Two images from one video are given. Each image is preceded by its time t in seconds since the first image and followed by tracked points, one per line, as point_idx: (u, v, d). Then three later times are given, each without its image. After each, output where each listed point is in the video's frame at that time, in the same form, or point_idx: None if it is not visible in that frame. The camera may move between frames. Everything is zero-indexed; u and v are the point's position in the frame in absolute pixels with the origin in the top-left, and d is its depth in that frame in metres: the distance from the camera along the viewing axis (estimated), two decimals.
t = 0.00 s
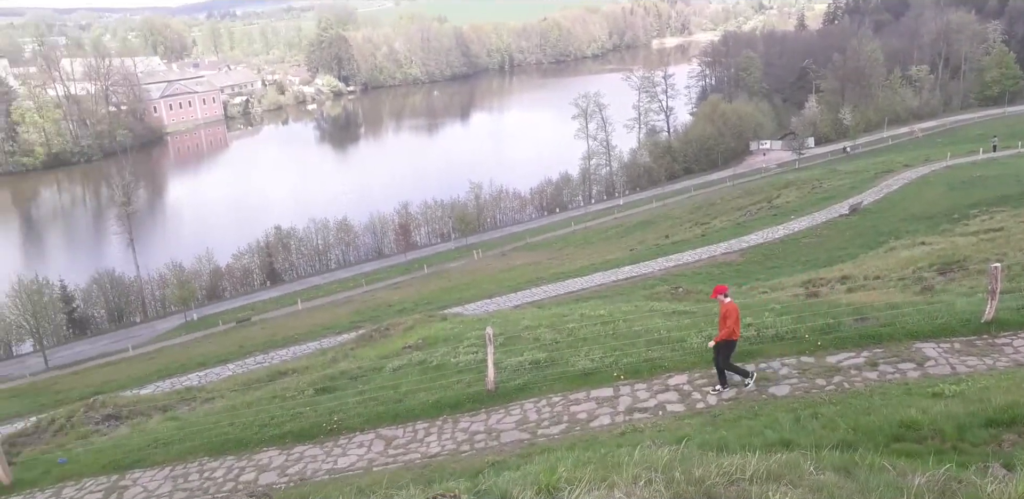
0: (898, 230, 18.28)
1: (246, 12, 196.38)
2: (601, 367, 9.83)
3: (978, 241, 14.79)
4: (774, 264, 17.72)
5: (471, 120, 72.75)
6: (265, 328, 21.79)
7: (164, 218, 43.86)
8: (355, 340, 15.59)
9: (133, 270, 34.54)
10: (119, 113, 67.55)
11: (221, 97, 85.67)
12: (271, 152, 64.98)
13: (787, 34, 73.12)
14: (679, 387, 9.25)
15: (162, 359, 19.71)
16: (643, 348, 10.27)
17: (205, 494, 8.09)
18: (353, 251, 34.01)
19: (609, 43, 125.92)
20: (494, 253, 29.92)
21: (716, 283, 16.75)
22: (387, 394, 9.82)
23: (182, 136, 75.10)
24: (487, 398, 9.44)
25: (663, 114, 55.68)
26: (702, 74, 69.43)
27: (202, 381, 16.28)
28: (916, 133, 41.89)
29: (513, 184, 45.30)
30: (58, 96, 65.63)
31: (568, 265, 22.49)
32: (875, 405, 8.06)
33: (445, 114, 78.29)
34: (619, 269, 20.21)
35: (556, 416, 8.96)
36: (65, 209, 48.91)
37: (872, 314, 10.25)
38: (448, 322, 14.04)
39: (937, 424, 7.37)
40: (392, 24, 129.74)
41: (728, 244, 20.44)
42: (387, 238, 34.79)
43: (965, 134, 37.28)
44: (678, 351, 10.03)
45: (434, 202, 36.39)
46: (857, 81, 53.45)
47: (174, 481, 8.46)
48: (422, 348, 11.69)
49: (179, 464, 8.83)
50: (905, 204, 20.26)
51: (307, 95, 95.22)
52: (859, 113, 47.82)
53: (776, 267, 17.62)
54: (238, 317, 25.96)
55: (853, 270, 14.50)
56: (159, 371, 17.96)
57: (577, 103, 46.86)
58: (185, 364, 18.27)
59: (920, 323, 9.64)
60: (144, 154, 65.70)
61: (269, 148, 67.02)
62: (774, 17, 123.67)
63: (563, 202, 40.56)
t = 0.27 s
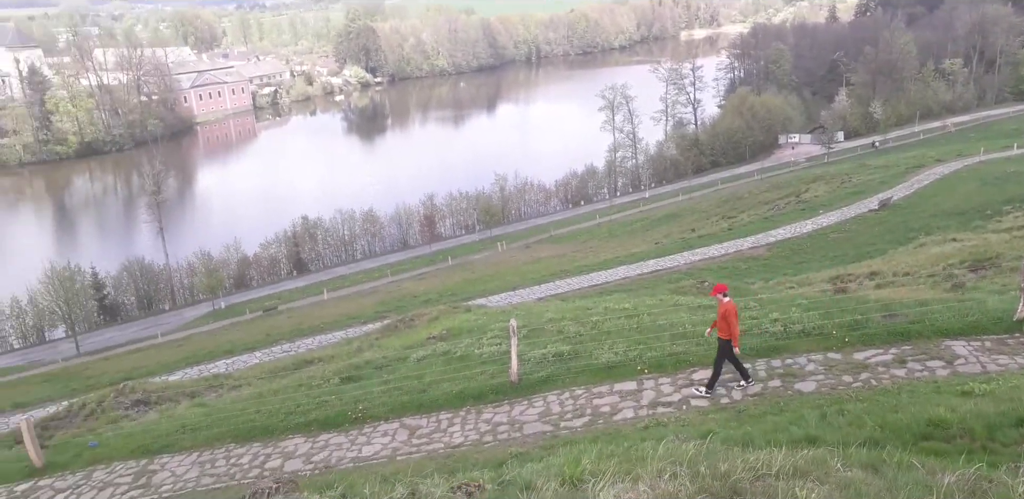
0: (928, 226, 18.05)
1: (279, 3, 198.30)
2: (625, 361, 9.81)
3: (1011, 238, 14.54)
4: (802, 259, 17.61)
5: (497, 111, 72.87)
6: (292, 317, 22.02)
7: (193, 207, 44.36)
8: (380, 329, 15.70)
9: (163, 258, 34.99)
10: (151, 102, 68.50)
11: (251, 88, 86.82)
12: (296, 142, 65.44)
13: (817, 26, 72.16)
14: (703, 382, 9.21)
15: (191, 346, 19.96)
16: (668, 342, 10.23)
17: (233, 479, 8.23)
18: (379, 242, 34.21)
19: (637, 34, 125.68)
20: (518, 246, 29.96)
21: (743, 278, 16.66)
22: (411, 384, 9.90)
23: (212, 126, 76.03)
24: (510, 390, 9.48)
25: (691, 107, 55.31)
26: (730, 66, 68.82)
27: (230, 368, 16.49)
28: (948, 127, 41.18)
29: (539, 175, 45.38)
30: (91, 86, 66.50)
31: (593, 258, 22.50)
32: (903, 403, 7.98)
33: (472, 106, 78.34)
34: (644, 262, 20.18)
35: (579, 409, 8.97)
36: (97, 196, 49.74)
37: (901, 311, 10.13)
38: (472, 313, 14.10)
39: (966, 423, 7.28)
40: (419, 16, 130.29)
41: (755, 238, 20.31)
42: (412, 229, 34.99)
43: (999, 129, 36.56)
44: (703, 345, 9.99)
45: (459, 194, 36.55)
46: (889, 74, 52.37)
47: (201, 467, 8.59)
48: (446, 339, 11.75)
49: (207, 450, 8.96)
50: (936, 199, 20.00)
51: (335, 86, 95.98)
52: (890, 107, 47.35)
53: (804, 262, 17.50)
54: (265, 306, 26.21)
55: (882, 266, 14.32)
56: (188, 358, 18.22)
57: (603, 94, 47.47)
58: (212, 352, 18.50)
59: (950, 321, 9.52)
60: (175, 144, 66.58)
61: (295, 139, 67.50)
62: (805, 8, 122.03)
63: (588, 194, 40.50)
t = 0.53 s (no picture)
0: (962, 225, 17.75)
1: None
2: (651, 357, 9.78)
3: None
4: (831, 257, 17.46)
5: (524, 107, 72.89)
6: (319, 308, 22.20)
7: (221, 200, 44.89)
8: (406, 322, 15.79)
9: (193, 249, 35.41)
10: (183, 95, 69.71)
11: (281, 81, 87.85)
12: (322, 136, 65.92)
13: (850, 22, 71.16)
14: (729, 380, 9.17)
15: (219, 336, 20.26)
16: (695, 338, 10.19)
17: (260, 467, 8.36)
18: (405, 236, 34.33)
19: (667, 29, 125.58)
20: (543, 241, 29.94)
21: (771, 275, 16.53)
22: (436, 376, 9.96)
23: (242, 119, 77.13)
24: (534, 384, 9.50)
25: (720, 103, 54.84)
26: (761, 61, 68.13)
27: (258, 358, 16.68)
28: (983, 125, 40.39)
29: (565, 170, 45.28)
30: (125, 79, 67.90)
31: (619, 254, 22.48)
32: (933, 403, 7.86)
33: (500, 100, 78.33)
34: (671, 258, 20.11)
35: (604, 404, 8.96)
36: (129, 188, 50.65)
37: (933, 311, 10.00)
38: (497, 306, 14.12)
39: (998, 424, 7.16)
40: (448, 12, 130.86)
41: (784, 235, 20.13)
42: (438, 223, 35.10)
43: None
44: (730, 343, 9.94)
45: (485, 189, 36.58)
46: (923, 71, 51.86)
47: (229, 455, 8.71)
48: (472, 332, 11.78)
49: (235, 439, 9.08)
50: (970, 198, 19.65)
51: (364, 80, 96.47)
52: (923, 103, 46.73)
53: (833, 260, 17.32)
54: (292, 298, 26.43)
55: (913, 265, 14.10)
56: (217, 348, 18.49)
57: (632, 90, 45.88)
58: (241, 342, 18.75)
59: (983, 322, 9.37)
60: (205, 136, 67.60)
61: (321, 133, 67.99)
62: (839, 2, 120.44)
63: (615, 190, 40.32)
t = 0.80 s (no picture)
0: (989, 222, 17.52)
1: None
2: (672, 352, 9.75)
3: None
4: (855, 253, 17.32)
5: (547, 99, 72.92)
6: (341, 300, 22.36)
7: (244, 191, 45.24)
8: (427, 314, 15.84)
9: (218, 239, 35.77)
10: (208, 87, 70.35)
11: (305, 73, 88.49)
12: (342, 129, 66.16)
13: (877, 14, 70.30)
14: (751, 376, 9.13)
15: (243, 327, 20.47)
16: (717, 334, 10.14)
17: (283, 457, 8.45)
18: (427, 228, 34.49)
19: (691, 22, 125.95)
20: (564, 235, 29.97)
21: (795, 271, 16.44)
22: (457, 369, 10.01)
23: (267, 111, 77.65)
24: (555, 379, 9.50)
25: (744, 97, 54.54)
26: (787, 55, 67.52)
27: (280, 349, 16.80)
28: (1012, 120, 39.68)
29: (587, 163, 45.35)
30: (152, 71, 68.84)
31: (640, 248, 22.43)
32: (959, 403, 7.76)
33: (522, 93, 78.17)
34: (694, 253, 20.04)
35: (624, 398, 8.95)
36: (154, 179, 51.22)
37: (960, 309, 9.88)
38: (518, 300, 14.12)
39: None
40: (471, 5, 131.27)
41: (808, 231, 20.02)
42: (460, 216, 35.23)
43: None
44: (752, 340, 9.89)
45: (507, 182, 36.66)
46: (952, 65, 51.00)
47: (252, 444, 8.81)
48: (493, 325, 11.82)
49: (258, 428, 9.18)
50: (999, 194, 19.36)
51: (388, 72, 96.83)
52: (951, 97, 46.12)
53: (857, 256, 17.19)
54: (315, 289, 26.64)
55: (939, 262, 13.91)
56: (241, 339, 18.67)
57: (655, 84, 46.17)
58: (264, 332, 18.91)
59: (1012, 321, 9.23)
60: (230, 127, 68.16)
61: (341, 125, 68.21)
62: None
63: (637, 184, 40.27)
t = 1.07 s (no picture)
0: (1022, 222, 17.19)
1: None
2: (699, 351, 9.70)
3: None
4: (884, 253, 17.13)
5: (573, 96, 72.87)
6: (367, 295, 22.50)
7: (270, 187, 45.76)
8: (452, 310, 15.89)
9: (246, 234, 36.21)
10: (237, 83, 71.23)
11: (333, 70, 89.13)
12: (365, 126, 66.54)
13: (909, 12, 69.24)
14: (778, 376, 9.05)
15: (270, 321, 20.69)
16: (743, 334, 10.08)
17: (308, 450, 8.55)
18: (452, 225, 34.66)
19: (719, 18, 125.75)
20: (589, 232, 29.97)
21: (824, 271, 16.29)
22: (482, 365, 10.03)
23: (294, 107, 78.38)
24: (579, 376, 9.50)
25: (772, 94, 54.10)
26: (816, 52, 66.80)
27: (307, 343, 16.93)
28: None
29: (613, 160, 45.29)
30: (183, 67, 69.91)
31: (666, 246, 22.35)
32: (992, 405, 7.62)
33: (547, 91, 78.07)
34: (720, 251, 19.96)
35: (649, 396, 8.92)
36: (182, 174, 51.99)
37: (993, 311, 9.71)
38: (542, 297, 14.11)
39: None
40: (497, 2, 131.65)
41: (836, 231, 19.85)
42: (484, 213, 35.34)
43: None
44: (779, 339, 9.82)
45: (531, 179, 36.70)
46: (987, 64, 50.24)
47: (279, 436, 8.92)
48: (517, 321, 11.83)
49: (285, 420, 9.29)
50: None
51: (414, 69, 97.11)
52: (985, 95, 45.37)
53: (886, 256, 16.99)
54: (341, 284, 26.82)
55: (971, 262, 13.68)
56: (268, 332, 18.87)
57: (682, 80, 45.35)
58: (291, 326, 19.09)
59: None
60: (258, 123, 68.91)
61: (364, 122, 68.61)
62: None
63: (662, 182, 40.13)
